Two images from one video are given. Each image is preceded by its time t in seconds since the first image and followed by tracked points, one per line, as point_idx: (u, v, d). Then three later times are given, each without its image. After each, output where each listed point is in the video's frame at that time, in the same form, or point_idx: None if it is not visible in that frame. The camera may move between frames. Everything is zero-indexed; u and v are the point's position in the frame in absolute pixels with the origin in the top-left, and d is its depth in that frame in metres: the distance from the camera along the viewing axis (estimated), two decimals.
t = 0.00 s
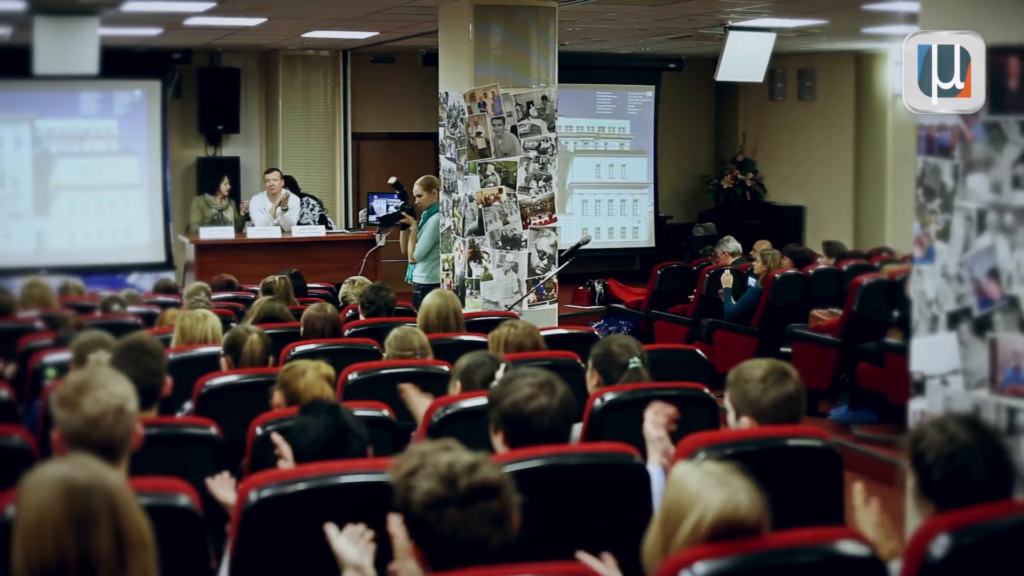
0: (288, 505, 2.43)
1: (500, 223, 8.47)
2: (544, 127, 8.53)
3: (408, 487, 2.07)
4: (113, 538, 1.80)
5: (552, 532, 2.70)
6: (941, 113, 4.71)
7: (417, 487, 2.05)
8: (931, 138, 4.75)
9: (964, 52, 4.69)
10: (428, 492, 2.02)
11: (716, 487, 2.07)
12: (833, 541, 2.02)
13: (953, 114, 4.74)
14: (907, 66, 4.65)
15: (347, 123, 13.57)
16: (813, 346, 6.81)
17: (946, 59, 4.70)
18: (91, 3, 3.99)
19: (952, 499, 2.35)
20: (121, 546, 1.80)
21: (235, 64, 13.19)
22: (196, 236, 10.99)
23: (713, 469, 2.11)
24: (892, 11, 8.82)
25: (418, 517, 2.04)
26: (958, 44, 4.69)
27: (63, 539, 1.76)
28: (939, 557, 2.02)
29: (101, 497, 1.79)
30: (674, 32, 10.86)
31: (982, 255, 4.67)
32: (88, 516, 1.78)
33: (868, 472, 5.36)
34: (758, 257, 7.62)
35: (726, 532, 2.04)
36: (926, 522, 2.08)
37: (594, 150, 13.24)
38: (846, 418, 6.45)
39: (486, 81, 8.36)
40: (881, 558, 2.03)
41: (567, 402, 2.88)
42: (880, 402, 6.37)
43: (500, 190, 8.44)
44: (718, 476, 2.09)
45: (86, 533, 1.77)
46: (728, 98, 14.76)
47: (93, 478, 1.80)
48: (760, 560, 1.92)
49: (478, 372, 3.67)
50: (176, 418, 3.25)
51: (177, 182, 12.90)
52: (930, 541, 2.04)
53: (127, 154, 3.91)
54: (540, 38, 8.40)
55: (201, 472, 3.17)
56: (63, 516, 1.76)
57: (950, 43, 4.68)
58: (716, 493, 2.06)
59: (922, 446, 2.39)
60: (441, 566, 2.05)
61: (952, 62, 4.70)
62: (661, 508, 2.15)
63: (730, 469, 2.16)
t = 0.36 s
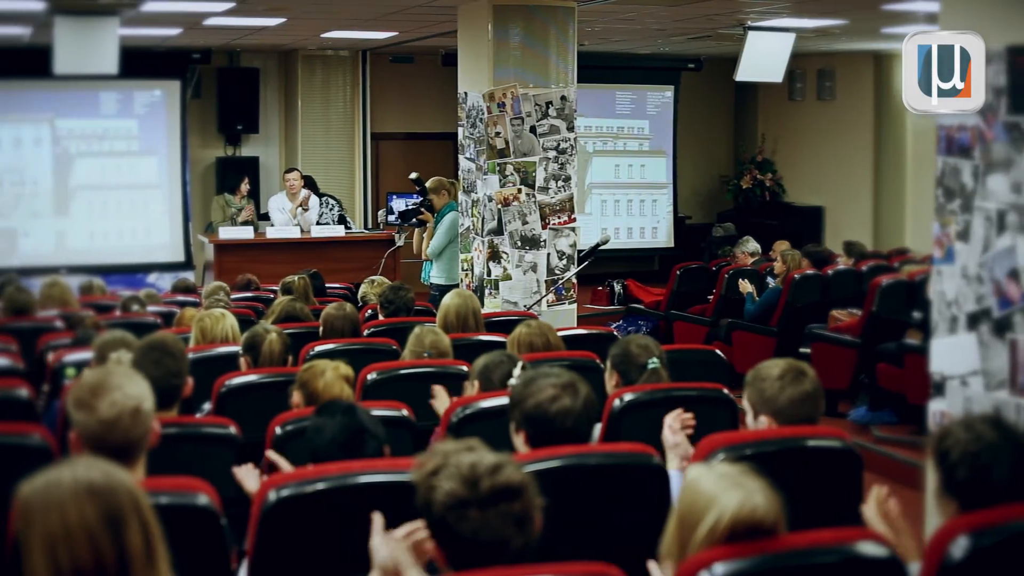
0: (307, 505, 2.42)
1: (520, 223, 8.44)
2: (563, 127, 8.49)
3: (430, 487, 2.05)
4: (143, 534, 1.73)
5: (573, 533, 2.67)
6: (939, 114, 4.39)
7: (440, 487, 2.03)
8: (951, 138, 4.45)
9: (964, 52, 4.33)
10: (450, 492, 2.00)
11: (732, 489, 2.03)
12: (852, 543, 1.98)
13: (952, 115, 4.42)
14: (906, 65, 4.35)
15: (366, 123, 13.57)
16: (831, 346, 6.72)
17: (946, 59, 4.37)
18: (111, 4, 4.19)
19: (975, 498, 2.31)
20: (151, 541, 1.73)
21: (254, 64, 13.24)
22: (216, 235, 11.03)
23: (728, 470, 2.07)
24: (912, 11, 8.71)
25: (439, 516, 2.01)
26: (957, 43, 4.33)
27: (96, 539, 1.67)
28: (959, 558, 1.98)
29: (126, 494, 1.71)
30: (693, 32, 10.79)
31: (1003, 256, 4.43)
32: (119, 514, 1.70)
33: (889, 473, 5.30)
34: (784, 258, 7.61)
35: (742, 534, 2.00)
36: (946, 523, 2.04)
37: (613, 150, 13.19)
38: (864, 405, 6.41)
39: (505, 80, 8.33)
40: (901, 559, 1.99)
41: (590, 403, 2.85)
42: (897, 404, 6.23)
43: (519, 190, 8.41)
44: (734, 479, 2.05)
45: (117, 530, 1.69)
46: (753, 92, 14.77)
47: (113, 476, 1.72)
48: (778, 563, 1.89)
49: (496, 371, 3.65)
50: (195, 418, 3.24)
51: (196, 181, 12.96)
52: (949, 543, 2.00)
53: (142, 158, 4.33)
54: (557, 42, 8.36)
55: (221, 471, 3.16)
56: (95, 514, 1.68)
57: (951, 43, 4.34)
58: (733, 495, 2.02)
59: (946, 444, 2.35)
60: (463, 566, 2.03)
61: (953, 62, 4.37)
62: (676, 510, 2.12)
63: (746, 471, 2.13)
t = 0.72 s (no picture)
0: (330, 504, 2.39)
1: (543, 224, 8.44)
2: (586, 127, 8.43)
3: (457, 485, 2.02)
4: (154, 535, 1.71)
5: (598, 533, 2.64)
6: (940, 114, 4.47)
7: (467, 485, 2.00)
8: (974, 139, 4.26)
9: (964, 52, 4.31)
10: (478, 490, 1.97)
11: (755, 490, 1.99)
12: (875, 544, 1.93)
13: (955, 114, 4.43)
14: (907, 66, 4.58)
15: (389, 123, 13.56)
16: (852, 347, 6.53)
17: (947, 60, 4.46)
18: (135, 4, 4.32)
19: (1003, 500, 2.26)
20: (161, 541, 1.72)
21: (278, 64, 13.30)
22: (239, 235, 11.05)
23: (752, 470, 2.04)
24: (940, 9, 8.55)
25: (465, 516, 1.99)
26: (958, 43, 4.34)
27: (109, 542, 1.66)
28: (982, 560, 1.92)
29: (131, 494, 1.70)
30: (717, 32, 10.70)
31: None
32: (129, 514, 1.69)
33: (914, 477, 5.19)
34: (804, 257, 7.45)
35: (764, 535, 1.97)
36: (971, 524, 1.98)
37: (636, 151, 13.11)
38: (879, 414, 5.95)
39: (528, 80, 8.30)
40: (925, 561, 1.94)
41: (610, 403, 2.81)
42: (920, 405, 5.92)
43: (542, 190, 8.39)
44: (758, 479, 2.02)
45: (128, 532, 1.68)
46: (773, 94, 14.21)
47: (118, 479, 1.71)
48: (801, 564, 1.85)
49: (517, 370, 3.62)
50: (219, 416, 3.22)
51: (220, 181, 13.04)
52: (972, 545, 1.93)
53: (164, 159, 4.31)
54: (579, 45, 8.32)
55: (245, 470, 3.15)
56: (105, 517, 1.66)
57: (950, 43, 4.40)
58: (756, 496, 1.98)
59: (976, 445, 2.30)
60: (489, 566, 2.00)
61: (954, 62, 4.43)
62: (699, 510, 2.08)
63: (771, 472, 2.09)
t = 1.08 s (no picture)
0: (354, 504, 2.37)
1: (567, 224, 8.37)
2: (610, 127, 8.39)
3: (480, 488, 2.00)
4: (166, 532, 1.70)
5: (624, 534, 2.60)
6: (939, 112, 4.44)
7: (490, 486, 1.97)
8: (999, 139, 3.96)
9: (964, 51, 4.37)
10: (500, 493, 1.95)
11: (784, 491, 1.95)
12: (899, 545, 1.89)
13: (956, 112, 4.48)
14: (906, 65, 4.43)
15: (413, 124, 13.56)
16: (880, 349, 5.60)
17: (946, 59, 4.44)
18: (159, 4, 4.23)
19: None
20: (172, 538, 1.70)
21: (302, 64, 13.33)
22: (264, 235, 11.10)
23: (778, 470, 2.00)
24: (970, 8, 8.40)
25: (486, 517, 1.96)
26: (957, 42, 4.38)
27: (124, 541, 1.65)
28: (1008, 561, 1.89)
29: (143, 492, 1.69)
30: (743, 32, 10.58)
31: None
32: (142, 513, 1.67)
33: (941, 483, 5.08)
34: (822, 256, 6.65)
35: (792, 536, 1.93)
36: (997, 524, 1.94)
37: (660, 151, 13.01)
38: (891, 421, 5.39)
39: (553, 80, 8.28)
40: (949, 563, 1.89)
41: (635, 403, 2.78)
42: (946, 405, 5.07)
43: (566, 191, 8.34)
44: (787, 480, 1.98)
45: (142, 531, 1.67)
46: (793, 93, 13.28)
47: (129, 478, 1.69)
48: (827, 562, 1.82)
49: (542, 371, 3.59)
50: (242, 416, 3.21)
51: (245, 180, 13.10)
52: (997, 546, 1.90)
53: (189, 159, 4.57)
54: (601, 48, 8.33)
55: (268, 469, 3.14)
56: (117, 517, 1.65)
57: (951, 43, 4.41)
58: (785, 496, 1.95)
59: (1004, 444, 2.26)
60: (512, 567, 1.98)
61: (954, 63, 4.44)
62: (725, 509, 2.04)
63: (798, 473, 2.05)
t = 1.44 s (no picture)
0: (381, 504, 2.34)
1: (593, 224, 8.33)
2: (638, 127, 8.35)
3: (513, 486, 1.92)
4: (204, 526, 1.69)
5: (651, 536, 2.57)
6: (938, 112, 4.64)
7: (531, 478, 1.91)
8: None
9: (964, 52, 4.63)
10: (539, 486, 1.89)
11: (814, 491, 1.91)
12: (924, 548, 1.84)
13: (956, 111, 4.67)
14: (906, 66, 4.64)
15: (440, 123, 13.57)
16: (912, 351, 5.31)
17: (946, 59, 4.66)
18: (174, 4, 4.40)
19: None
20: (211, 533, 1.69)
21: (329, 64, 13.35)
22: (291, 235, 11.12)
23: (809, 469, 1.95)
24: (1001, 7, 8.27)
25: (525, 511, 1.89)
26: (958, 43, 4.63)
27: (163, 535, 1.64)
28: None
29: (185, 490, 1.68)
30: (770, 32, 10.46)
31: None
32: (181, 509, 1.66)
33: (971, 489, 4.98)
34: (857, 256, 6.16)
35: (818, 539, 1.89)
36: None
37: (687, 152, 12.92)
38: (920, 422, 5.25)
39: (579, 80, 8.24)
40: (975, 565, 1.85)
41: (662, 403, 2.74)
42: (972, 406, 4.89)
43: (593, 191, 8.30)
44: (818, 481, 1.93)
45: (181, 525, 1.66)
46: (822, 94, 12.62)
47: (170, 473, 1.69)
48: (855, 566, 1.77)
49: (568, 370, 3.56)
50: (269, 415, 3.20)
51: (271, 181, 13.16)
52: None
53: (217, 158, 5.35)
54: (626, 49, 8.30)
55: (295, 469, 3.13)
56: (156, 511, 1.64)
57: (950, 43, 4.64)
58: (814, 497, 1.90)
59: None
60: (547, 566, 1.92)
61: (953, 62, 4.66)
62: (753, 509, 2.00)
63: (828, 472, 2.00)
